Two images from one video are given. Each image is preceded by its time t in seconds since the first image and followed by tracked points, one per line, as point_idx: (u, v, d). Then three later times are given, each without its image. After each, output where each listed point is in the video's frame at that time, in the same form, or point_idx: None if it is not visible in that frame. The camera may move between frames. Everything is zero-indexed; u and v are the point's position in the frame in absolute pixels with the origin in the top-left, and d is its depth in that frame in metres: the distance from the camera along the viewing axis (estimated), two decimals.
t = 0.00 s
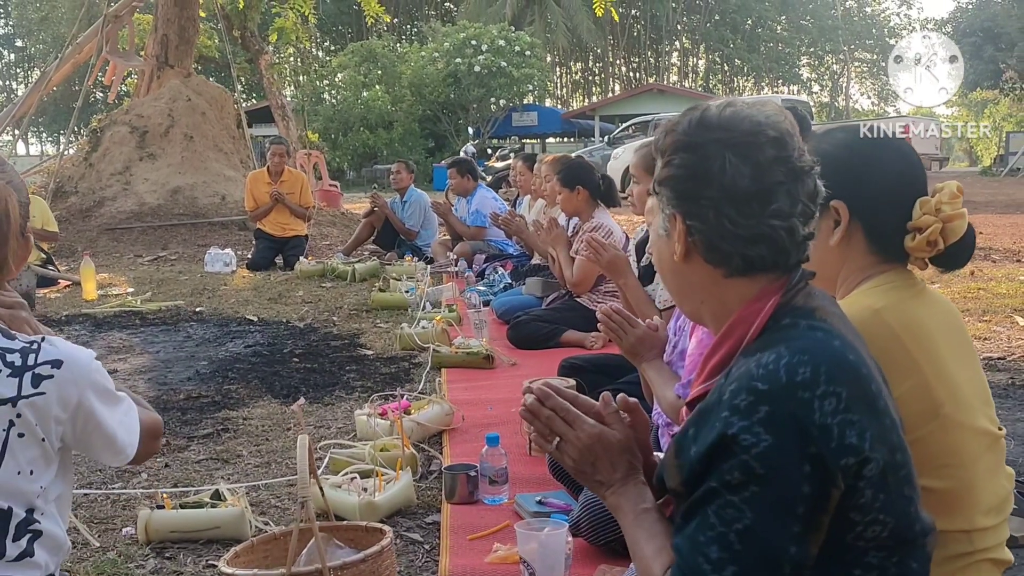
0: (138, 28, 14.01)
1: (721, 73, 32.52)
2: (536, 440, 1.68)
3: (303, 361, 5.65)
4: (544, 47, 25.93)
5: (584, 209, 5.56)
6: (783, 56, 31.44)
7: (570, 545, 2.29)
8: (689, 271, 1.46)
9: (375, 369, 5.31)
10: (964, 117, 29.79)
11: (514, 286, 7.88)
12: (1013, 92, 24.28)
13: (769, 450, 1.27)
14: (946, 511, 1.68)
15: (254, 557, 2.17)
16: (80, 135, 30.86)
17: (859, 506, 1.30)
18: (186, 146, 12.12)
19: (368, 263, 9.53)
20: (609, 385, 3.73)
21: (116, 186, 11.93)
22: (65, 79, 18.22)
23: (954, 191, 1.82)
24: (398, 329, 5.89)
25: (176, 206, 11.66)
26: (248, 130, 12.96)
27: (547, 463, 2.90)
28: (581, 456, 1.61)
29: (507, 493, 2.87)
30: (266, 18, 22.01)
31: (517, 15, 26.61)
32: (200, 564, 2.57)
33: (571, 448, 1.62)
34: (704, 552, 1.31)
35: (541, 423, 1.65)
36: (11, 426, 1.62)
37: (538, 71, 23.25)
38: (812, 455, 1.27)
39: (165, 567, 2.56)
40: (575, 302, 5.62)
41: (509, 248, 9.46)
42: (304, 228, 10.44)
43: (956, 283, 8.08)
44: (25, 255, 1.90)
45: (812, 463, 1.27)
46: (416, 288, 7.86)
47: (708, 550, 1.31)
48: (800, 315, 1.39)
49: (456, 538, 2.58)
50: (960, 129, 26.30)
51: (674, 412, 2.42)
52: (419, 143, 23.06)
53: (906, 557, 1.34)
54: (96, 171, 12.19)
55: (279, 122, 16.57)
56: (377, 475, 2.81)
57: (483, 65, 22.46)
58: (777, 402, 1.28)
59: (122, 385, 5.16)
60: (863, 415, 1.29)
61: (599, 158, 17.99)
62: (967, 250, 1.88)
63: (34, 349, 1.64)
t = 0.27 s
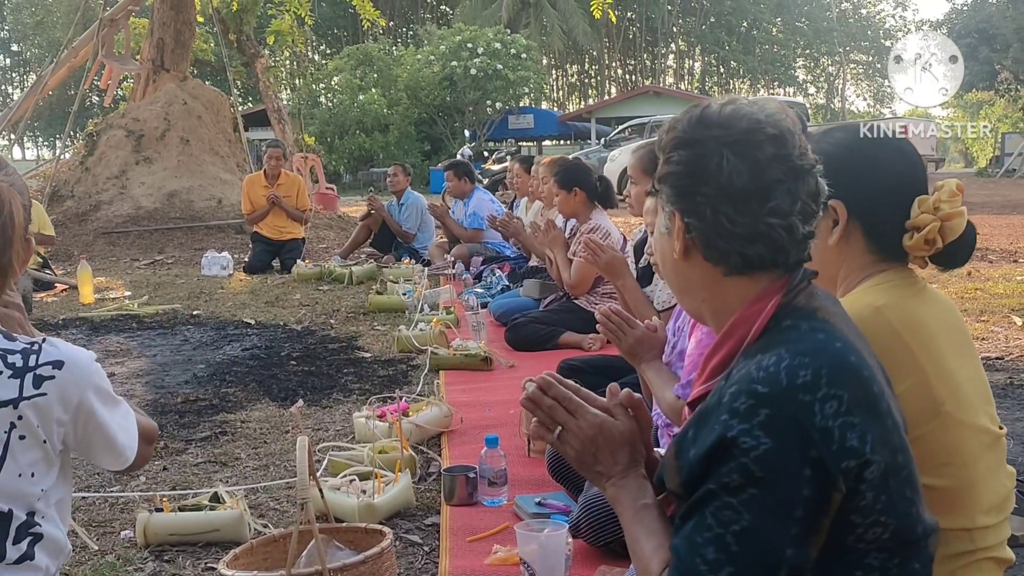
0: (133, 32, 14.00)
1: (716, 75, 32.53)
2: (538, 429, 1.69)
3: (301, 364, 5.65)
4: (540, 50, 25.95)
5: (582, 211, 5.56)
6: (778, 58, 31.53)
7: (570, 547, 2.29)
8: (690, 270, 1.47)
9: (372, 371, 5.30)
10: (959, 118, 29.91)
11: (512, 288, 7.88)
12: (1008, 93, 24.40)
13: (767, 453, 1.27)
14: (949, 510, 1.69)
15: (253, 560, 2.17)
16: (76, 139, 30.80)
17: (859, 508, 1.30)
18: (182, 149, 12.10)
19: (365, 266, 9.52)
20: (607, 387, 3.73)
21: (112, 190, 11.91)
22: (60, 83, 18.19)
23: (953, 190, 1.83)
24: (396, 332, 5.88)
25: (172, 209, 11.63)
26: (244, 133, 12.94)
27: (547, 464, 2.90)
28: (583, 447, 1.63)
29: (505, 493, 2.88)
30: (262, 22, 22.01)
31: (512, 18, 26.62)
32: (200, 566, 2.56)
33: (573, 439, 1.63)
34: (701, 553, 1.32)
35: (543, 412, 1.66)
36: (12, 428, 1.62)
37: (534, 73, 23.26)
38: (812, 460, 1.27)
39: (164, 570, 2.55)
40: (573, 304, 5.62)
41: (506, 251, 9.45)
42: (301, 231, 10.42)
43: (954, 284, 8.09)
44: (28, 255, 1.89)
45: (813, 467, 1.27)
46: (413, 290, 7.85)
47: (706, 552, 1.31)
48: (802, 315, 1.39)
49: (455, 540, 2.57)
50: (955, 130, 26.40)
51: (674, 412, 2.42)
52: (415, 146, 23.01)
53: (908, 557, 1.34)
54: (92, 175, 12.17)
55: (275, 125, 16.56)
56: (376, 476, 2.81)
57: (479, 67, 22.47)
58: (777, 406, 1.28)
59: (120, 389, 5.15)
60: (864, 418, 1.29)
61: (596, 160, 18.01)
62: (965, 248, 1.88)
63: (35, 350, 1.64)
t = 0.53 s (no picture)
0: (129, 37, 13.99)
1: (712, 78, 32.56)
2: (543, 419, 1.71)
3: (298, 368, 5.64)
4: (536, 54, 25.97)
5: (579, 214, 5.56)
6: (774, 62, 31.58)
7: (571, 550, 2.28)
8: (695, 269, 1.47)
9: (370, 375, 5.29)
10: (954, 120, 30.01)
11: (509, 291, 7.87)
12: (1003, 96, 24.48)
13: (765, 458, 1.27)
14: (948, 510, 1.69)
15: (252, 565, 2.16)
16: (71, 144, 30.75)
17: (856, 510, 1.30)
18: (178, 154, 12.08)
19: (362, 270, 9.51)
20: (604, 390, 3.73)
21: (108, 195, 11.89)
22: (57, 88, 18.19)
23: (952, 191, 1.83)
24: (393, 336, 5.87)
25: (168, 215, 11.62)
26: (240, 138, 12.94)
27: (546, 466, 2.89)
28: (585, 438, 1.64)
29: (504, 496, 2.87)
30: (258, 27, 22.01)
31: (508, 22, 26.63)
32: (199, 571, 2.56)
33: (576, 429, 1.65)
34: (693, 555, 1.32)
35: (547, 402, 1.68)
36: (12, 433, 1.58)
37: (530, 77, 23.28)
38: (811, 466, 1.27)
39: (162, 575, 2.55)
40: (570, 307, 5.62)
41: (503, 254, 9.44)
42: (298, 236, 10.41)
43: (951, 286, 8.10)
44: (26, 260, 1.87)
45: (812, 472, 1.27)
46: (410, 294, 7.84)
47: (700, 555, 1.31)
48: (804, 319, 1.39)
49: (454, 543, 2.57)
50: (951, 132, 26.49)
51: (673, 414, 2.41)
52: (412, 151, 22.97)
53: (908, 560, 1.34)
54: (87, 180, 12.15)
55: (271, 130, 16.54)
56: (375, 481, 2.81)
57: (475, 71, 22.48)
58: (778, 410, 1.28)
59: (116, 394, 5.13)
60: (865, 423, 1.29)
61: (592, 164, 18.01)
62: (965, 250, 1.88)
63: (36, 355, 1.61)
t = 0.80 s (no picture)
0: (124, 41, 13.98)
1: (707, 81, 32.61)
2: (539, 423, 1.71)
3: (293, 372, 5.63)
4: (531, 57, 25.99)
5: (574, 216, 5.56)
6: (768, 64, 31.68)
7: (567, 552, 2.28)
8: (709, 266, 1.46)
9: (365, 379, 5.28)
10: (948, 122, 30.16)
11: (504, 294, 7.87)
12: (997, 98, 24.61)
13: (764, 458, 1.27)
14: (945, 510, 1.70)
15: (247, 569, 2.16)
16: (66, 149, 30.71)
17: (854, 509, 1.30)
18: (173, 158, 12.07)
19: (357, 273, 9.50)
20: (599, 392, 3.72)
21: (103, 200, 11.87)
22: (51, 92, 18.19)
23: (947, 191, 1.84)
24: (389, 339, 5.87)
25: (163, 218, 11.62)
26: (235, 142, 12.93)
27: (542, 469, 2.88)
28: (585, 440, 1.64)
29: (500, 499, 2.87)
30: (252, 31, 22.02)
31: (503, 25, 26.66)
32: None
33: (574, 432, 1.65)
34: (693, 559, 1.32)
35: (545, 407, 1.68)
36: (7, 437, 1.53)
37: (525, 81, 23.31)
38: (810, 467, 1.27)
39: None
40: (565, 309, 5.62)
41: (498, 257, 9.44)
42: (293, 239, 10.40)
43: (946, 287, 8.11)
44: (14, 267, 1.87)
45: (811, 472, 1.27)
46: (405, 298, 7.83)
47: (699, 557, 1.31)
48: (806, 320, 1.39)
49: (450, 547, 2.56)
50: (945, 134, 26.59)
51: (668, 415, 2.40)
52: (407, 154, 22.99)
53: (906, 559, 1.34)
54: (82, 184, 12.13)
55: (267, 134, 16.54)
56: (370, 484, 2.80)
57: (470, 75, 22.49)
58: (778, 410, 1.28)
59: (111, 399, 5.12)
60: (864, 424, 1.29)
61: (587, 167, 18.04)
62: (960, 252, 1.89)
63: (30, 358, 1.57)
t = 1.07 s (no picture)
0: (118, 46, 13.96)
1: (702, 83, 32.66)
2: (532, 427, 1.70)
3: (288, 376, 5.61)
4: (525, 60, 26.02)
5: (567, 219, 5.56)
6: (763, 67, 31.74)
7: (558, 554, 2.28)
8: (714, 268, 1.46)
9: (360, 382, 5.27)
10: (942, 124, 30.27)
11: (499, 297, 7.87)
12: (991, 99, 24.71)
13: (758, 453, 1.27)
14: (938, 511, 1.70)
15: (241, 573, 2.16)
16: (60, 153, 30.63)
17: (849, 505, 1.30)
18: (168, 162, 12.05)
19: (351, 277, 9.49)
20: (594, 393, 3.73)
21: (97, 204, 11.85)
22: (45, 97, 18.16)
23: (936, 193, 1.86)
24: (384, 342, 5.87)
25: (157, 223, 11.59)
26: (230, 146, 12.91)
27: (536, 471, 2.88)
28: (579, 442, 1.64)
29: (494, 502, 2.87)
30: (247, 35, 22.01)
31: (498, 28, 26.68)
32: None
33: (568, 435, 1.65)
34: (690, 556, 1.31)
35: (537, 411, 1.67)
36: None
37: (520, 84, 23.34)
38: (806, 462, 1.27)
39: None
40: (559, 312, 5.62)
41: (493, 260, 9.44)
42: (288, 243, 10.38)
43: (941, 288, 8.13)
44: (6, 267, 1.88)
45: (807, 468, 1.27)
46: (400, 301, 7.83)
47: (697, 555, 1.30)
48: (802, 318, 1.39)
49: (444, 550, 2.56)
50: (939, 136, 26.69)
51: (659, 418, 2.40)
52: (402, 157, 23.00)
53: (899, 558, 1.34)
54: (76, 189, 12.11)
55: (262, 138, 16.52)
56: (364, 488, 2.80)
57: (465, 78, 22.50)
58: (775, 406, 1.29)
59: (105, 403, 5.10)
60: (858, 422, 1.29)
61: (582, 170, 18.06)
62: (950, 253, 1.90)
63: (20, 362, 1.57)
